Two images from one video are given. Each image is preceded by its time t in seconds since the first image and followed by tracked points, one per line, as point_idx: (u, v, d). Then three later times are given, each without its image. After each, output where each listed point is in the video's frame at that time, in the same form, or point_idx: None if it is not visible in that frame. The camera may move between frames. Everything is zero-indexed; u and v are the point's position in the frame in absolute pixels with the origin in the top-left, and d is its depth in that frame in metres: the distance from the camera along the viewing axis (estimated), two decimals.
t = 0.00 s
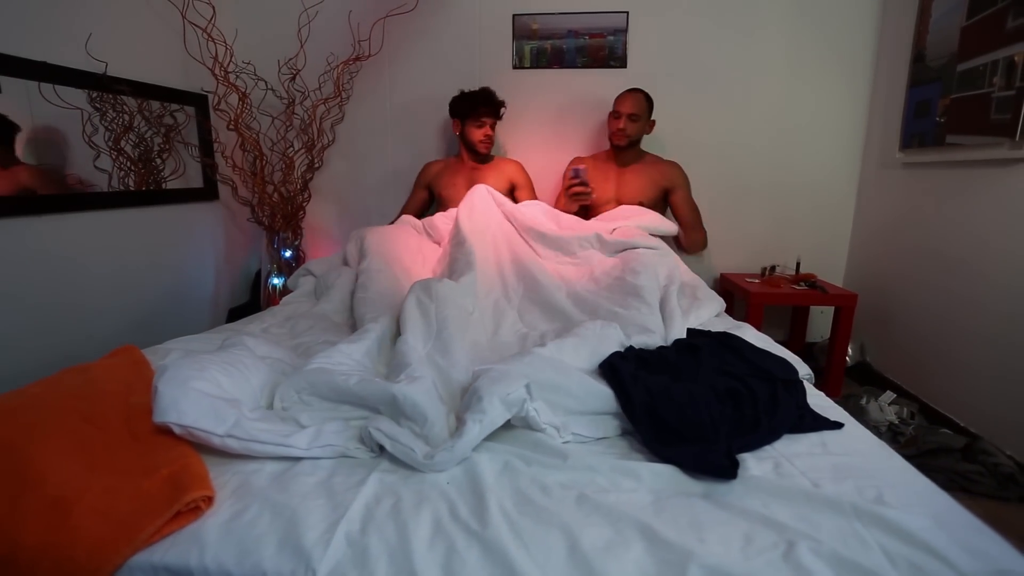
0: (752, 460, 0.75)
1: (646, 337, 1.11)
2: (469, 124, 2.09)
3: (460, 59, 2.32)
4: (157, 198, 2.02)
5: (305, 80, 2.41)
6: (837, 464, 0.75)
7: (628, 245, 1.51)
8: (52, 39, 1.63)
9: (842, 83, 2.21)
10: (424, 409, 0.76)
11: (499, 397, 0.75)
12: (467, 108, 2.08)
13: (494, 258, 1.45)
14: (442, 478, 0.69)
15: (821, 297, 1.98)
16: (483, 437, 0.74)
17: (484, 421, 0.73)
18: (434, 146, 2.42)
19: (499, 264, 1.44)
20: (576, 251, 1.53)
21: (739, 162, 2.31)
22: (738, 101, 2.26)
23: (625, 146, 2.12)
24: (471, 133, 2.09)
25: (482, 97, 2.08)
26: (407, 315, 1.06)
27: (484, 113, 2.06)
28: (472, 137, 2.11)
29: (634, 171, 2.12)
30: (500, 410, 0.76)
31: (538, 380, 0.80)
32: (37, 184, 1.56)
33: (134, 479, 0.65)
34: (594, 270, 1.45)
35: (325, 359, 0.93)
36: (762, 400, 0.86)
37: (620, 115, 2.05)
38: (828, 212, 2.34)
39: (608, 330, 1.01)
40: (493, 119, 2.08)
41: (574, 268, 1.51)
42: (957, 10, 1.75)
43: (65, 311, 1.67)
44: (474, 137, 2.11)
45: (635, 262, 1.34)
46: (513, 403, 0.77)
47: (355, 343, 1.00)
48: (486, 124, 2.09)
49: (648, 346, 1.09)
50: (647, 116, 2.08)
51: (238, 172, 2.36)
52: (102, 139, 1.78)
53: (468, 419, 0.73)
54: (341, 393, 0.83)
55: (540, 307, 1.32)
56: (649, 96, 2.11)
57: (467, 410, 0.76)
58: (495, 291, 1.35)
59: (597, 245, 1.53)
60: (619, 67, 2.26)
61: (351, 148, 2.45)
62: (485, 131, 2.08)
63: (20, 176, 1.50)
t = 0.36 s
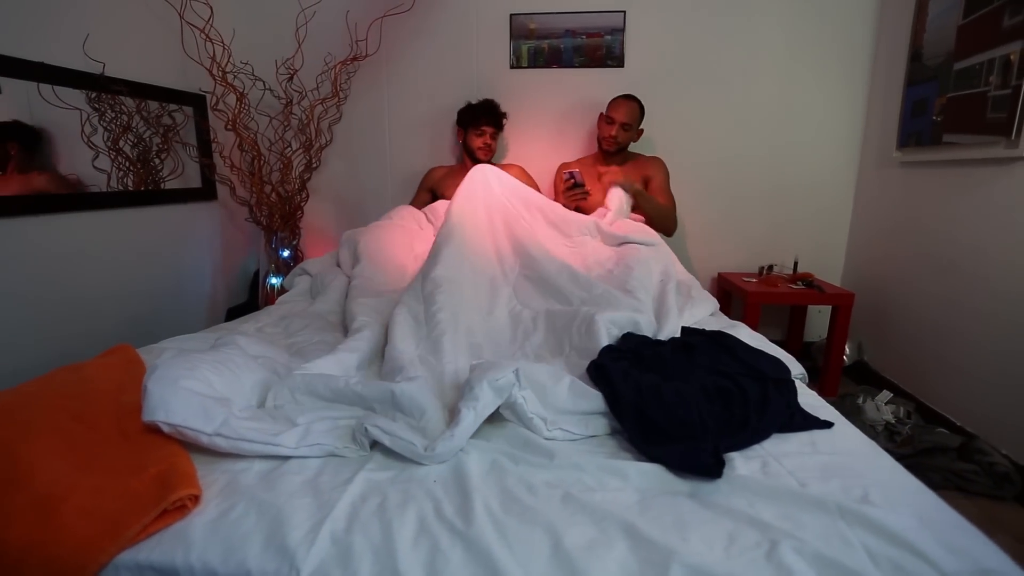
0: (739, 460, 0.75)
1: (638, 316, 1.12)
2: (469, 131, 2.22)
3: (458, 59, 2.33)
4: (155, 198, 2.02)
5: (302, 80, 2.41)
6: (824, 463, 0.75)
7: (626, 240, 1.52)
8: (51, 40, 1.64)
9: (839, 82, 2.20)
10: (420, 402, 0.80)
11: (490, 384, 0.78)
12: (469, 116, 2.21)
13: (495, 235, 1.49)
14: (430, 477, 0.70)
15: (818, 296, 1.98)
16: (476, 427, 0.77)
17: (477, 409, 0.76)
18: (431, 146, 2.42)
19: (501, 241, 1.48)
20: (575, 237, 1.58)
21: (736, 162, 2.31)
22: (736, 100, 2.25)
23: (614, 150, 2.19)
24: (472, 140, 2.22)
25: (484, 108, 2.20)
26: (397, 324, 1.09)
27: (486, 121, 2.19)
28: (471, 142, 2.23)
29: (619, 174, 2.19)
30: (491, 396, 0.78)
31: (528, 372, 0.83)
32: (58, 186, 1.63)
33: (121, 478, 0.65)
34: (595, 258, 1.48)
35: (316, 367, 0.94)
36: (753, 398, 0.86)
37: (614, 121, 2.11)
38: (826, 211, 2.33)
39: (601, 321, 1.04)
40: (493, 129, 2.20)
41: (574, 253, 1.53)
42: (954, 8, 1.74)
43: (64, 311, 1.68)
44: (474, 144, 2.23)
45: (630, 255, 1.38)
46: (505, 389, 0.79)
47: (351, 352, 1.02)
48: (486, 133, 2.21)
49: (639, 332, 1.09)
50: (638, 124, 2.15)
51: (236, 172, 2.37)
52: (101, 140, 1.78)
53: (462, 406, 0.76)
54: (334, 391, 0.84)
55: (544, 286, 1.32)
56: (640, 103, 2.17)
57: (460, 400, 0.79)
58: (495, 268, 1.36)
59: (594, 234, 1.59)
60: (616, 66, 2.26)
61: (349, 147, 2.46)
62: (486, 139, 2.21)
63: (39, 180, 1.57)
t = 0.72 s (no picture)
0: (725, 459, 0.76)
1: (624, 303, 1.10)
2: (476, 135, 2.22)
3: (455, 58, 2.33)
4: (154, 198, 2.02)
5: (300, 79, 2.42)
6: (811, 463, 0.75)
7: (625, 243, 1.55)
8: (50, 40, 1.64)
9: (837, 81, 2.20)
10: (407, 401, 0.80)
11: (476, 383, 0.79)
12: (477, 120, 2.21)
13: (489, 240, 1.58)
14: (416, 476, 0.70)
15: (814, 295, 1.98)
16: (463, 426, 0.77)
17: (463, 408, 0.76)
18: (427, 146, 2.42)
19: (494, 246, 1.55)
20: (580, 247, 1.59)
21: (734, 161, 2.31)
22: (734, 99, 2.25)
23: (607, 150, 2.20)
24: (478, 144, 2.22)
25: (490, 114, 2.20)
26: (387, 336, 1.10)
27: (492, 126, 2.20)
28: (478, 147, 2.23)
29: (621, 174, 2.18)
30: (477, 396, 0.79)
31: (515, 370, 0.83)
32: (55, 188, 1.63)
33: (109, 477, 0.66)
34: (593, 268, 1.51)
35: (308, 362, 0.95)
36: (742, 398, 0.86)
37: (599, 121, 2.14)
38: (823, 211, 2.33)
39: (595, 311, 1.01)
40: (499, 135, 2.21)
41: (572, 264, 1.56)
42: (950, 7, 1.73)
43: (64, 310, 1.69)
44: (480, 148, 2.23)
45: (629, 259, 1.38)
46: (491, 390, 0.80)
47: (339, 348, 1.03)
48: (493, 139, 2.22)
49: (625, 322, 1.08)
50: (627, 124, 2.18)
51: (234, 172, 2.37)
52: (100, 139, 1.79)
53: (449, 406, 0.76)
54: (323, 390, 0.84)
55: (527, 297, 1.36)
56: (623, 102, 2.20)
57: (446, 399, 0.79)
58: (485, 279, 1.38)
59: (601, 242, 1.58)
60: (613, 65, 2.26)
61: (346, 147, 2.46)
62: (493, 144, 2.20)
63: (36, 183, 1.57)
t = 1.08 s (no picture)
0: (715, 460, 0.76)
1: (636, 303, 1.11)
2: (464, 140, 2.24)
3: (455, 59, 2.33)
4: (156, 197, 2.04)
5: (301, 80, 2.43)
6: (801, 464, 0.75)
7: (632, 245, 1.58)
8: (54, 40, 1.65)
9: (838, 82, 2.19)
10: (400, 398, 0.81)
11: (466, 380, 0.79)
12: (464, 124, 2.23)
13: (498, 248, 1.65)
14: (405, 474, 0.70)
15: (814, 296, 1.97)
16: (453, 423, 0.78)
17: (453, 406, 0.77)
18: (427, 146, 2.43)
19: (502, 254, 1.63)
20: (589, 249, 1.62)
21: (734, 162, 2.31)
22: (734, 99, 2.25)
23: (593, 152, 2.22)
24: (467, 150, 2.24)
25: (477, 117, 2.22)
26: (396, 337, 1.11)
27: (479, 129, 2.22)
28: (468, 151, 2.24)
29: (622, 175, 2.19)
30: (467, 393, 0.79)
31: (506, 367, 0.84)
32: (64, 193, 1.66)
33: (101, 473, 0.66)
34: (602, 269, 1.54)
35: (303, 362, 0.96)
36: (734, 398, 0.86)
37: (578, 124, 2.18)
38: (824, 211, 2.32)
39: (607, 303, 1.04)
40: (487, 138, 2.23)
41: (582, 266, 1.60)
42: (951, 6, 1.73)
43: (67, 309, 1.70)
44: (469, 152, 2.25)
45: (637, 263, 1.39)
46: (481, 387, 0.80)
47: (335, 348, 1.03)
48: (482, 141, 2.24)
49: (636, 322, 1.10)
50: (616, 125, 2.18)
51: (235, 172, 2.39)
52: (103, 139, 1.80)
53: (439, 403, 0.77)
54: (317, 387, 0.85)
55: (538, 301, 1.43)
56: (612, 103, 2.19)
57: (437, 397, 0.80)
58: (495, 293, 1.47)
59: (611, 244, 1.61)
60: (614, 65, 2.26)
61: (347, 147, 2.47)
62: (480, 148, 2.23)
63: (45, 186, 1.60)
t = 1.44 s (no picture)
0: (707, 461, 0.76)
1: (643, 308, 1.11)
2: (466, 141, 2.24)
3: (455, 59, 2.34)
4: (157, 197, 2.05)
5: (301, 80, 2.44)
6: (793, 465, 0.75)
7: (637, 247, 1.61)
8: (56, 42, 1.66)
9: (838, 83, 2.19)
10: (394, 397, 0.81)
11: (458, 380, 0.79)
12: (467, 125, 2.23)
13: (499, 246, 1.65)
14: (397, 472, 0.71)
15: (813, 297, 1.97)
16: (445, 422, 0.78)
17: (445, 405, 0.77)
18: (427, 146, 2.44)
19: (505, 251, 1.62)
20: (592, 249, 1.63)
21: (734, 162, 2.30)
22: (734, 99, 2.24)
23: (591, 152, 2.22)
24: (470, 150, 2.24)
25: (479, 117, 2.22)
26: (400, 339, 1.12)
27: (483, 131, 2.23)
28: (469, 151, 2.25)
29: (618, 173, 2.19)
30: (459, 392, 0.79)
31: (500, 366, 0.83)
32: (66, 193, 1.67)
33: (94, 471, 0.67)
34: (604, 269, 1.55)
35: (299, 361, 0.97)
36: (727, 399, 0.86)
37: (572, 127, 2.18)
38: (824, 211, 2.31)
39: (615, 310, 1.06)
40: (490, 138, 2.24)
41: (585, 266, 1.60)
42: (951, 6, 1.72)
43: (69, 308, 1.71)
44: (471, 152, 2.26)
45: (642, 266, 1.40)
46: (473, 386, 0.80)
47: (331, 347, 1.04)
48: (484, 143, 2.24)
49: (647, 329, 1.09)
50: (605, 126, 2.18)
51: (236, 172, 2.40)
52: (105, 140, 1.81)
53: (431, 403, 0.77)
54: (312, 386, 0.86)
55: (541, 299, 1.45)
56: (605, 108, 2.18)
57: (429, 396, 0.80)
58: (495, 293, 1.47)
59: (614, 245, 1.63)
60: (613, 66, 2.26)
61: (347, 147, 2.48)
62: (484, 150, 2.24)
63: (47, 187, 1.61)
